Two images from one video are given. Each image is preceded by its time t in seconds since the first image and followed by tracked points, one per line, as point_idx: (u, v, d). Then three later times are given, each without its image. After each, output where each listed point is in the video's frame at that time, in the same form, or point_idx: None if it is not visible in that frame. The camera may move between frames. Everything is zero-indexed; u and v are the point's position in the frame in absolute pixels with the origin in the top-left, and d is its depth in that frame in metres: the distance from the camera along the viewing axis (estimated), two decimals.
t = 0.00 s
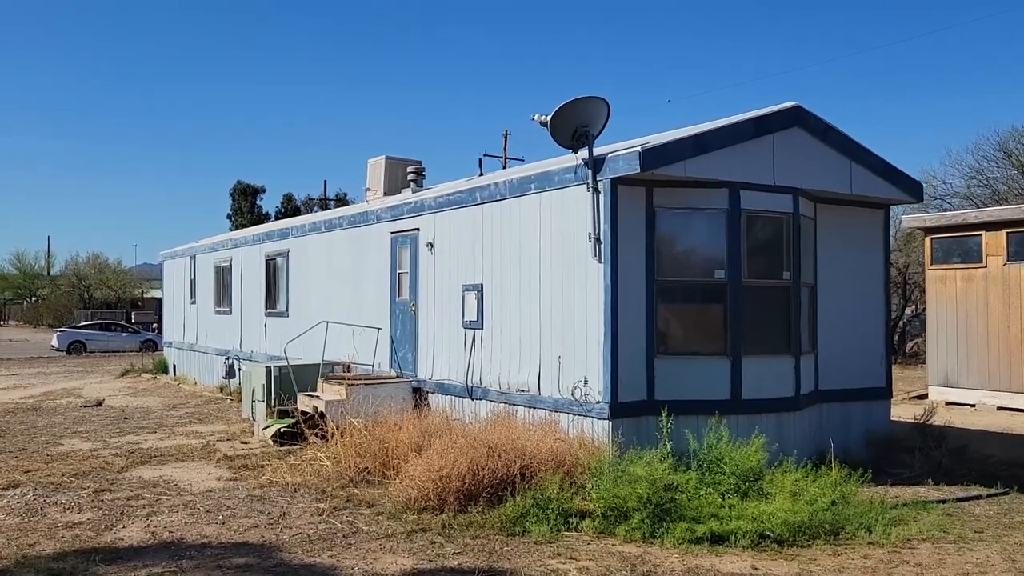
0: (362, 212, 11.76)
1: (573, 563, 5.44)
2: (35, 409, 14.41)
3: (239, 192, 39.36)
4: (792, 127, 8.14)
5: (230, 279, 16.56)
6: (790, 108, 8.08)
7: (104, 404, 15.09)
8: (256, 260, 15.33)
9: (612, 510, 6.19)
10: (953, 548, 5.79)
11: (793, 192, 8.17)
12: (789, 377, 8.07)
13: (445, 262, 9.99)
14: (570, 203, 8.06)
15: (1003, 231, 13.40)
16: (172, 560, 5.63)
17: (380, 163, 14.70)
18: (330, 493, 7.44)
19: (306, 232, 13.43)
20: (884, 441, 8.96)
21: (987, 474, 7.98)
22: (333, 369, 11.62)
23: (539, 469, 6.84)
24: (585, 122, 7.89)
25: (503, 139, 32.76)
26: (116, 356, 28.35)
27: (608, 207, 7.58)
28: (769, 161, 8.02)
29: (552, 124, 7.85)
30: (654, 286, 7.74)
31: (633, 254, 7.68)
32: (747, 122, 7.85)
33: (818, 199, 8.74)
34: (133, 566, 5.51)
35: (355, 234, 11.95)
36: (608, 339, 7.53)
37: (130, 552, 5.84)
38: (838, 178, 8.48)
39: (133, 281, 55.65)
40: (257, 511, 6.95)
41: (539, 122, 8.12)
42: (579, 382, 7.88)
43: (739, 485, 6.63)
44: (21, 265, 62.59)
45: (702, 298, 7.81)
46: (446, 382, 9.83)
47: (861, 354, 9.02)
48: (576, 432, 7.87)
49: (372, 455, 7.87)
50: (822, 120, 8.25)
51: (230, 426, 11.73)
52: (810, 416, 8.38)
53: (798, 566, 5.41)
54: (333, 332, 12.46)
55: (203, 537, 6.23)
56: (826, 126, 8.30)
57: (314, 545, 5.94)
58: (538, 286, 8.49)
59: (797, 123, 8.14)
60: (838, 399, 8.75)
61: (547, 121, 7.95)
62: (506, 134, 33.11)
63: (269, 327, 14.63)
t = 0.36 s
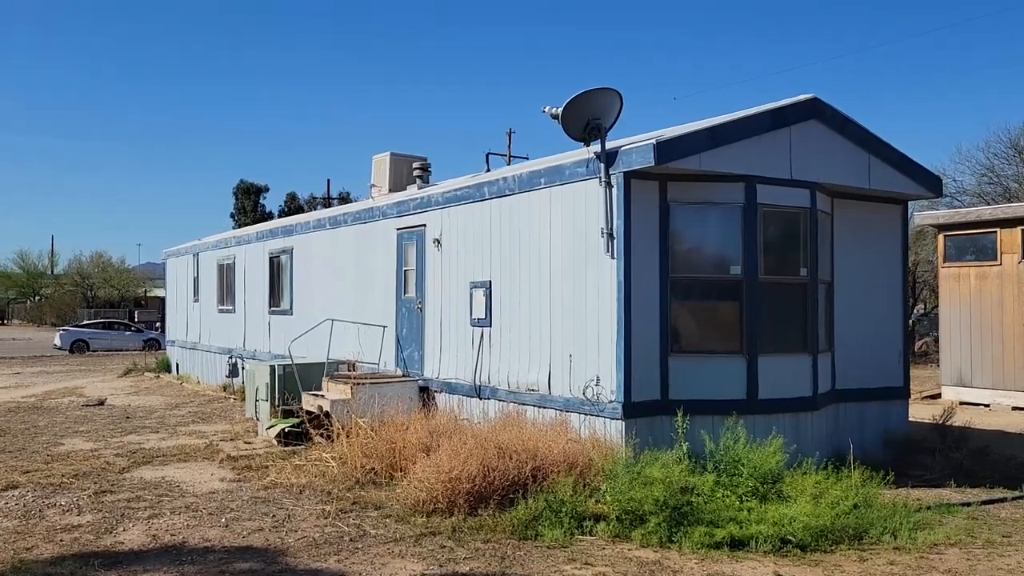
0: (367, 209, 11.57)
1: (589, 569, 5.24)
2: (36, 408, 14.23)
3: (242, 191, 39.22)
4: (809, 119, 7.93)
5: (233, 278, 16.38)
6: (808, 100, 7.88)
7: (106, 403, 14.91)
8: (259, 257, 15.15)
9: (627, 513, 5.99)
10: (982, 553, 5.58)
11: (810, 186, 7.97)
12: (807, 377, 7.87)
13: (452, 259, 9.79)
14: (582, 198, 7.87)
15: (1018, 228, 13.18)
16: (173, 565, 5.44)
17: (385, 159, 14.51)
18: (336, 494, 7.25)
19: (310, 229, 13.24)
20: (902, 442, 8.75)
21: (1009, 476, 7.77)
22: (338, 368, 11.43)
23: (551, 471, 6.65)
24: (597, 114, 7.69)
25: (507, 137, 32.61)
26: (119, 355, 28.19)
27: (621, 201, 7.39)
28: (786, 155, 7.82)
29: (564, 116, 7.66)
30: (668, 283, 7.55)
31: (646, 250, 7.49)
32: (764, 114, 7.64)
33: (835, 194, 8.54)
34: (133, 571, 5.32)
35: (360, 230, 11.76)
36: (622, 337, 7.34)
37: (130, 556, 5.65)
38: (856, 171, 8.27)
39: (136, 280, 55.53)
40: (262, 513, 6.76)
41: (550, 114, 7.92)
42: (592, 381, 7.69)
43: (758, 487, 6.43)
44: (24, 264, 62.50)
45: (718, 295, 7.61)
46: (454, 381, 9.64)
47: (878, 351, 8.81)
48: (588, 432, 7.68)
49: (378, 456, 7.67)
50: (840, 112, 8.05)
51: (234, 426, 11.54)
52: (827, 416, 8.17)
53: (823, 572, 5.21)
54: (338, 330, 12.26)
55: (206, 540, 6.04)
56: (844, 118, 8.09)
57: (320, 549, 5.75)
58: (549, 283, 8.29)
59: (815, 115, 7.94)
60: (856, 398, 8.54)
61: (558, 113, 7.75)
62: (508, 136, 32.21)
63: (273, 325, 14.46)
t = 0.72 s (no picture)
0: (380, 207, 11.40)
1: None
2: (47, 409, 14.13)
3: (253, 190, 39.15)
4: (834, 115, 7.72)
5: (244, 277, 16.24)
6: (833, 95, 7.66)
7: (116, 404, 14.79)
8: (270, 257, 15.00)
9: (651, 522, 5.81)
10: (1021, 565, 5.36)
11: (836, 184, 7.75)
12: (832, 380, 7.66)
13: (466, 258, 9.61)
14: (601, 196, 7.67)
15: None
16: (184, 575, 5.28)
17: (397, 157, 14.33)
18: (350, 500, 7.07)
19: (321, 228, 13.08)
20: (929, 446, 8.52)
21: None
22: (350, 369, 11.27)
23: (571, 477, 6.46)
24: (617, 111, 7.49)
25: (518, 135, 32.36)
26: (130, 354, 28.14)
27: (641, 199, 7.19)
28: (811, 151, 7.60)
29: (582, 112, 7.46)
30: (689, 283, 7.35)
31: (667, 250, 7.29)
32: (788, 109, 7.43)
33: (860, 192, 8.32)
34: None
35: (372, 229, 11.59)
36: (642, 339, 7.14)
37: (140, 565, 5.49)
38: (882, 168, 8.04)
39: (148, 279, 55.58)
40: (274, 520, 6.60)
41: (568, 110, 7.72)
42: (611, 384, 7.50)
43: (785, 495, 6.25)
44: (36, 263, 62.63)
45: (741, 295, 7.40)
46: (469, 383, 9.45)
47: (904, 353, 8.59)
48: (607, 437, 7.48)
49: (393, 460, 7.50)
50: (866, 107, 7.83)
51: (245, 427, 11.39)
52: (853, 420, 7.95)
53: None
54: (350, 330, 12.10)
55: (217, 548, 5.87)
56: (871, 113, 7.87)
57: (334, 559, 5.58)
58: (566, 283, 8.10)
59: (840, 111, 7.72)
60: (881, 401, 8.31)
61: (577, 109, 7.55)
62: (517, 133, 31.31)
63: (284, 325, 14.31)
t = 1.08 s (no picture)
0: (426, 206, 11.29)
1: None
2: (98, 407, 14.28)
3: (298, 190, 39.46)
4: (899, 108, 7.42)
5: (290, 277, 16.26)
6: (898, 87, 7.35)
7: (166, 402, 14.90)
8: (317, 256, 14.99)
9: (709, 532, 5.60)
10: None
11: (900, 180, 7.45)
12: (898, 384, 7.36)
13: (514, 258, 9.45)
14: (654, 194, 7.45)
15: None
16: None
17: (442, 156, 14.22)
18: (398, 504, 6.95)
19: (367, 228, 13.02)
20: (998, 453, 8.15)
21: None
22: (396, 370, 11.17)
23: (625, 483, 6.27)
24: (671, 105, 7.27)
25: (562, 133, 32.12)
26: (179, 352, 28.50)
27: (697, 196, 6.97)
28: (875, 146, 7.31)
29: (635, 107, 7.25)
30: (746, 283, 7.11)
31: (723, 249, 7.07)
32: (851, 102, 7.15)
33: (926, 188, 7.99)
34: None
35: (418, 228, 11.49)
36: (697, 341, 6.92)
37: (188, 569, 5.42)
38: (949, 163, 7.72)
39: (196, 278, 56.38)
40: (322, 523, 6.50)
41: (619, 106, 7.52)
42: (664, 387, 7.29)
43: (850, 505, 6.02)
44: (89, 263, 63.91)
45: (801, 296, 7.14)
46: (517, 385, 9.29)
47: (970, 357, 8.23)
48: (661, 441, 7.28)
49: (441, 463, 7.36)
50: (933, 100, 7.51)
51: (292, 427, 11.36)
52: (918, 426, 7.64)
53: None
54: (397, 331, 12.01)
55: (266, 552, 5.79)
56: (937, 106, 7.56)
57: (384, 565, 5.46)
58: (618, 284, 7.90)
59: (905, 104, 7.41)
60: (948, 407, 7.97)
61: (629, 105, 7.35)
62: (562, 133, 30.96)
63: (331, 325, 14.28)
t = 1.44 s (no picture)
0: (442, 204, 11.09)
1: None
2: (110, 407, 14.15)
3: (310, 190, 39.37)
4: (933, 100, 7.20)
5: (303, 275, 16.09)
6: (932, 79, 7.14)
7: (178, 402, 14.76)
8: (330, 255, 14.81)
9: (742, 539, 5.40)
10: None
11: (934, 174, 7.23)
12: (931, 385, 7.15)
13: (533, 255, 9.24)
14: (678, 189, 7.23)
15: None
16: None
17: (457, 153, 14.01)
18: (417, 508, 6.75)
19: (381, 226, 12.84)
20: None
21: None
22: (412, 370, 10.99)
23: (652, 488, 6.06)
24: (698, 97, 7.04)
25: (575, 131, 31.84)
26: (190, 351, 28.42)
27: (725, 191, 6.75)
28: (908, 139, 7.09)
29: (660, 100, 7.03)
30: (775, 281, 6.90)
31: (752, 246, 6.85)
32: (884, 93, 6.93)
33: (959, 182, 7.76)
34: None
35: (434, 226, 11.29)
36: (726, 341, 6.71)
37: None
38: (984, 157, 7.49)
39: (208, 277, 56.42)
40: (339, 528, 6.31)
41: (643, 99, 7.30)
42: (690, 389, 7.07)
43: (887, 511, 5.82)
44: (101, 262, 64.04)
45: (832, 294, 6.92)
46: (536, 386, 9.08)
47: (1004, 357, 7.99)
48: (687, 444, 7.06)
49: (461, 466, 7.17)
50: (967, 91, 7.30)
51: (306, 428, 11.19)
52: (952, 429, 7.41)
53: None
54: (412, 330, 11.83)
55: (283, 559, 5.60)
56: (972, 97, 7.34)
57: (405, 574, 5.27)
58: (641, 282, 7.68)
59: (939, 95, 7.20)
60: (982, 409, 7.74)
61: (654, 97, 7.13)
62: (574, 131, 30.66)
63: (344, 324, 14.11)
